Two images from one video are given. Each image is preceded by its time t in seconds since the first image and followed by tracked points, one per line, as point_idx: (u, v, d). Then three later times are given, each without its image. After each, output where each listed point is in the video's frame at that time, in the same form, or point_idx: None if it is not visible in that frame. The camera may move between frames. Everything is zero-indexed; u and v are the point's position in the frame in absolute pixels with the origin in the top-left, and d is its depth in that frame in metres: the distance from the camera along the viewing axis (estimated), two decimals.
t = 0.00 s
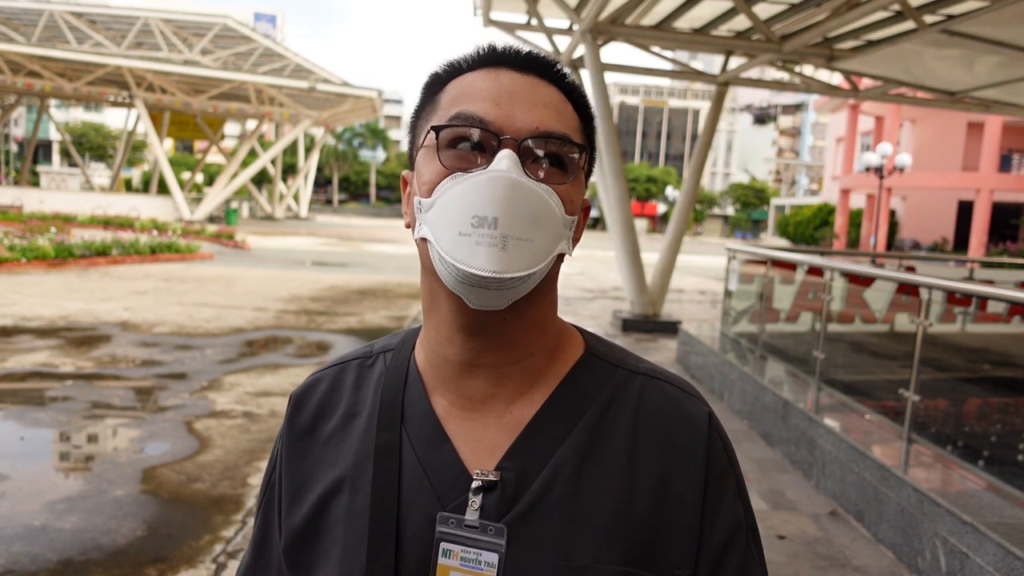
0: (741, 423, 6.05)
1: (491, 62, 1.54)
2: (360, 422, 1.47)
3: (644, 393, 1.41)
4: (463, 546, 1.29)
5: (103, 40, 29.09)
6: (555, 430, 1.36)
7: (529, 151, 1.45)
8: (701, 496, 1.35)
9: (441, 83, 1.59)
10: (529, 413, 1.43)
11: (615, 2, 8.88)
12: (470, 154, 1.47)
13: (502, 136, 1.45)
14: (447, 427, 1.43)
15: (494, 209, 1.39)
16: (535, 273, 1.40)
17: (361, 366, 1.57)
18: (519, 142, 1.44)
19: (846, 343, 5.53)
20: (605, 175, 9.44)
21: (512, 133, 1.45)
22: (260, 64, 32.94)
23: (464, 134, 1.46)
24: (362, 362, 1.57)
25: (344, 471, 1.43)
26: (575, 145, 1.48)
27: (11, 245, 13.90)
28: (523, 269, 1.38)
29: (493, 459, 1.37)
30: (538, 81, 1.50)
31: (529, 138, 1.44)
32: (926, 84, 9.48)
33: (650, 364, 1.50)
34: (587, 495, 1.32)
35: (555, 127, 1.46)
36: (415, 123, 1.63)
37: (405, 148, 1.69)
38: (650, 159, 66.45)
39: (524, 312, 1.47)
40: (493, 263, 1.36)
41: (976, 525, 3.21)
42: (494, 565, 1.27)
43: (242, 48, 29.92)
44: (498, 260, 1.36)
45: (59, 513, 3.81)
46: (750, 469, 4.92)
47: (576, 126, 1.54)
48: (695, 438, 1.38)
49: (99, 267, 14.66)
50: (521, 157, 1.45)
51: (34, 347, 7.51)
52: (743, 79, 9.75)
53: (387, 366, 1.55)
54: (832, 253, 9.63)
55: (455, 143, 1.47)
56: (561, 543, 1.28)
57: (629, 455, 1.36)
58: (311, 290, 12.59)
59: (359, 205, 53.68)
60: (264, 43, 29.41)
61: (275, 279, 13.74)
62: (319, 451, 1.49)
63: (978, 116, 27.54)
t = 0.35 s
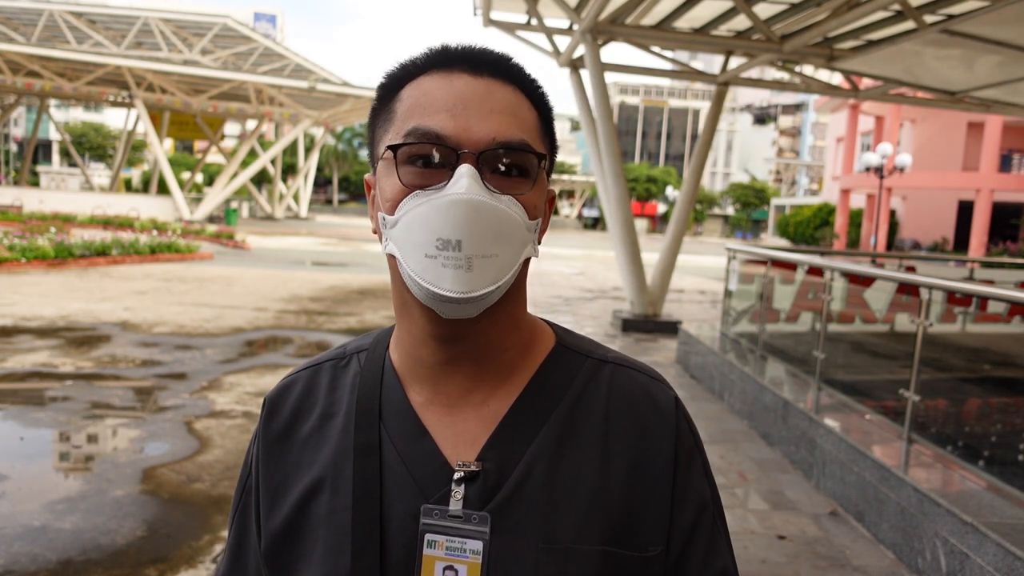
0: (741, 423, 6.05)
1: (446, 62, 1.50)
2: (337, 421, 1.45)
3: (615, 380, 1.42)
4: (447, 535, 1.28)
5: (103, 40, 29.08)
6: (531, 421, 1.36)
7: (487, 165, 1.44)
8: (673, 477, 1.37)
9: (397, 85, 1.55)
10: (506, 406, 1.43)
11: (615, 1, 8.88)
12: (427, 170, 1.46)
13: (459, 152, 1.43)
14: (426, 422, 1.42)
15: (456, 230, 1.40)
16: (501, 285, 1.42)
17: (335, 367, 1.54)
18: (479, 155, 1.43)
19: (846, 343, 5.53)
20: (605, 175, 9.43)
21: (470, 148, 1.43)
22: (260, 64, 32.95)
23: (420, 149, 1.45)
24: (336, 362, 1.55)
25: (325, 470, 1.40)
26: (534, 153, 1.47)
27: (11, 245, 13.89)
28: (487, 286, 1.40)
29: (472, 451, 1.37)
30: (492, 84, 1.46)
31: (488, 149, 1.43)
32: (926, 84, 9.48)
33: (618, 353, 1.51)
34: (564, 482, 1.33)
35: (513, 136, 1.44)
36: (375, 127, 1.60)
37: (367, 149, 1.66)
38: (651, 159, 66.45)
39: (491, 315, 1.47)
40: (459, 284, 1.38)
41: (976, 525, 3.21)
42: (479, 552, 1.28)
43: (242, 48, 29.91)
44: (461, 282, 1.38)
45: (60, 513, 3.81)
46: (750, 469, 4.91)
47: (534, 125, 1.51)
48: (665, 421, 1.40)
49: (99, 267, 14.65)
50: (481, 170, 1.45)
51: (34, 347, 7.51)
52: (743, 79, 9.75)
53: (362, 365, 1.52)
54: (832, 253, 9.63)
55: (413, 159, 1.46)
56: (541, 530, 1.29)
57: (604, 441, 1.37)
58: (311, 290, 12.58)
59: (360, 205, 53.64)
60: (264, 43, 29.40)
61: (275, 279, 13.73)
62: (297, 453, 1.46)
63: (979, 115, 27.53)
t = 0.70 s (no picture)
0: (741, 423, 6.05)
1: (419, 61, 1.50)
2: (330, 421, 1.45)
3: (604, 379, 1.44)
4: (442, 536, 1.28)
5: (103, 40, 29.08)
6: (521, 420, 1.37)
7: (459, 159, 1.44)
8: (663, 474, 1.38)
9: (373, 84, 1.55)
10: (495, 406, 1.44)
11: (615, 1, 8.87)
12: (399, 167, 1.46)
13: (430, 147, 1.43)
14: (417, 423, 1.42)
15: (425, 226, 1.40)
16: (474, 281, 1.41)
17: (323, 369, 1.53)
18: (449, 149, 1.42)
19: (846, 343, 5.52)
20: (605, 176, 9.43)
21: (441, 143, 1.43)
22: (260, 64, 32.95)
23: (393, 147, 1.45)
24: (324, 364, 1.53)
25: (317, 473, 1.40)
26: (507, 147, 1.45)
27: (11, 245, 13.89)
28: (461, 281, 1.40)
29: (462, 452, 1.38)
30: (465, 79, 1.45)
31: (459, 143, 1.42)
32: (926, 84, 9.48)
33: (606, 351, 1.52)
34: (555, 482, 1.33)
35: (485, 130, 1.43)
36: (352, 126, 1.60)
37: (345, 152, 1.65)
38: (651, 159, 66.46)
39: (475, 311, 1.47)
40: (431, 279, 1.38)
41: (976, 525, 3.21)
42: (473, 553, 1.28)
43: (242, 48, 29.92)
44: (432, 277, 1.38)
45: (60, 513, 3.81)
46: (750, 469, 4.91)
47: (510, 119, 1.50)
48: (654, 420, 1.41)
49: (99, 267, 14.66)
50: (453, 164, 1.44)
51: (34, 347, 7.51)
52: (743, 79, 9.75)
53: (350, 366, 1.51)
54: (832, 253, 9.63)
55: (384, 156, 1.46)
56: (534, 529, 1.29)
57: (595, 442, 1.38)
58: (311, 290, 12.58)
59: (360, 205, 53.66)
60: (264, 43, 29.40)
61: (275, 279, 13.73)
62: (288, 457, 1.44)
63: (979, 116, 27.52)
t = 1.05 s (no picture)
0: (741, 423, 6.05)
1: (446, 59, 1.48)
2: (347, 416, 1.46)
3: (626, 389, 1.41)
4: (451, 540, 1.28)
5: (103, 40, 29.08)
6: (538, 429, 1.35)
7: (477, 171, 1.42)
8: (682, 491, 1.36)
9: (400, 81, 1.53)
10: (513, 411, 1.42)
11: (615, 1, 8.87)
12: (417, 177, 1.46)
13: (447, 158, 1.42)
14: (431, 424, 1.42)
15: (438, 242, 1.40)
16: (490, 296, 1.41)
17: (345, 363, 1.54)
18: (466, 160, 1.41)
19: (846, 343, 5.52)
20: (605, 175, 9.42)
21: (458, 153, 1.41)
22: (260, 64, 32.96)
23: (413, 156, 1.44)
24: (347, 358, 1.55)
25: (331, 469, 1.41)
26: (529, 158, 1.43)
27: (11, 245, 13.89)
28: (475, 296, 1.40)
29: (477, 457, 1.37)
30: (489, 82, 1.43)
31: (477, 155, 1.41)
32: (926, 84, 9.48)
33: (630, 360, 1.50)
34: (569, 491, 1.32)
35: (505, 140, 1.41)
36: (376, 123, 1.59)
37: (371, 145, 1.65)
38: (650, 159, 66.50)
39: (495, 317, 1.47)
40: (442, 296, 1.39)
41: (976, 525, 3.21)
42: (481, 562, 1.27)
43: (242, 48, 29.91)
44: (445, 295, 1.39)
45: (60, 513, 3.81)
46: (750, 469, 4.91)
47: (536, 124, 1.46)
48: (677, 433, 1.38)
49: (99, 267, 14.66)
50: (471, 177, 1.43)
51: (34, 347, 7.51)
52: (742, 79, 9.75)
53: (371, 363, 1.53)
54: (832, 253, 9.63)
55: (403, 165, 1.46)
56: (545, 540, 1.28)
57: (613, 452, 1.36)
58: (311, 290, 12.58)
59: (360, 205, 53.65)
60: (264, 43, 29.41)
61: (275, 279, 13.72)
62: (304, 450, 1.46)
63: (979, 115, 27.52)
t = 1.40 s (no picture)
0: (741, 423, 6.05)
1: (496, 77, 1.38)
2: (373, 408, 1.48)
3: (654, 390, 1.39)
4: (460, 532, 1.28)
5: (103, 40, 29.09)
6: (556, 427, 1.34)
7: (538, 219, 1.41)
8: (707, 499, 1.32)
9: (446, 94, 1.43)
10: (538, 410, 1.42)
11: (615, 1, 8.87)
12: (473, 221, 1.43)
13: (507, 209, 1.39)
14: (453, 419, 1.43)
15: (500, 295, 1.42)
16: (545, 336, 1.45)
17: (379, 357, 1.58)
18: (526, 211, 1.38)
19: (846, 343, 5.52)
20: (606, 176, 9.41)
21: (519, 203, 1.38)
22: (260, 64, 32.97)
23: (468, 200, 1.41)
24: (380, 353, 1.59)
25: (353, 458, 1.43)
26: (590, 206, 1.43)
27: (11, 245, 13.90)
28: (532, 342, 1.44)
29: (494, 450, 1.36)
30: (547, 111, 1.35)
31: (539, 205, 1.38)
32: (926, 83, 9.48)
33: (662, 364, 1.47)
34: (584, 487, 1.30)
35: (563, 181, 1.37)
36: (415, 129, 1.51)
37: (407, 143, 1.58)
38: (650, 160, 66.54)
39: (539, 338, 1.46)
40: (502, 345, 1.43)
41: (976, 525, 3.21)
42: (488, 552, 1.26)
43: (242, 48, 29.93)
44: (508, 344, 1.43)
45: (60, 513, 3.81)
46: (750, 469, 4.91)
47: (589, 152, 1.42)
48: (703, 438, 1.35)
49: (99, 267, 14.67)
50: (531, 226, 1.43)
51: (34, 347, 7.51)
52: (743, 79, 9.75)
53: (403, 358, 1.56)
54: (831, 253, 9.64)
55: (456, 206, 1.42)
56: (557, 535, 1.26)
57: (634, 454, 1.34)
58: (311, 290, 12.58)
59: (360, 205, 53.66)
60: (264, 43, 29.43)
61: (275, 279, 13.73)
62: (333, 436, 1.51)
63: (979, 116, 27.52)
